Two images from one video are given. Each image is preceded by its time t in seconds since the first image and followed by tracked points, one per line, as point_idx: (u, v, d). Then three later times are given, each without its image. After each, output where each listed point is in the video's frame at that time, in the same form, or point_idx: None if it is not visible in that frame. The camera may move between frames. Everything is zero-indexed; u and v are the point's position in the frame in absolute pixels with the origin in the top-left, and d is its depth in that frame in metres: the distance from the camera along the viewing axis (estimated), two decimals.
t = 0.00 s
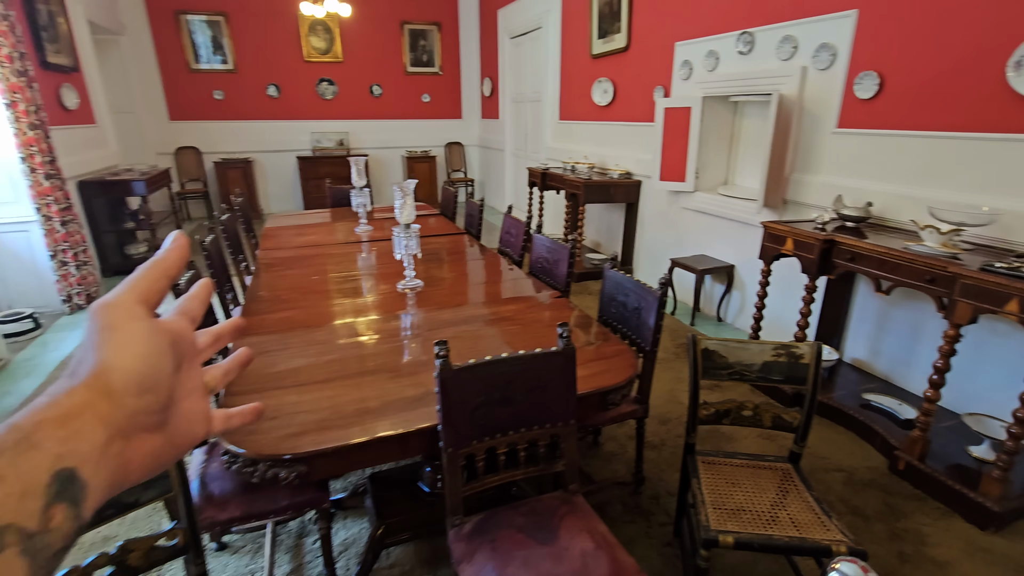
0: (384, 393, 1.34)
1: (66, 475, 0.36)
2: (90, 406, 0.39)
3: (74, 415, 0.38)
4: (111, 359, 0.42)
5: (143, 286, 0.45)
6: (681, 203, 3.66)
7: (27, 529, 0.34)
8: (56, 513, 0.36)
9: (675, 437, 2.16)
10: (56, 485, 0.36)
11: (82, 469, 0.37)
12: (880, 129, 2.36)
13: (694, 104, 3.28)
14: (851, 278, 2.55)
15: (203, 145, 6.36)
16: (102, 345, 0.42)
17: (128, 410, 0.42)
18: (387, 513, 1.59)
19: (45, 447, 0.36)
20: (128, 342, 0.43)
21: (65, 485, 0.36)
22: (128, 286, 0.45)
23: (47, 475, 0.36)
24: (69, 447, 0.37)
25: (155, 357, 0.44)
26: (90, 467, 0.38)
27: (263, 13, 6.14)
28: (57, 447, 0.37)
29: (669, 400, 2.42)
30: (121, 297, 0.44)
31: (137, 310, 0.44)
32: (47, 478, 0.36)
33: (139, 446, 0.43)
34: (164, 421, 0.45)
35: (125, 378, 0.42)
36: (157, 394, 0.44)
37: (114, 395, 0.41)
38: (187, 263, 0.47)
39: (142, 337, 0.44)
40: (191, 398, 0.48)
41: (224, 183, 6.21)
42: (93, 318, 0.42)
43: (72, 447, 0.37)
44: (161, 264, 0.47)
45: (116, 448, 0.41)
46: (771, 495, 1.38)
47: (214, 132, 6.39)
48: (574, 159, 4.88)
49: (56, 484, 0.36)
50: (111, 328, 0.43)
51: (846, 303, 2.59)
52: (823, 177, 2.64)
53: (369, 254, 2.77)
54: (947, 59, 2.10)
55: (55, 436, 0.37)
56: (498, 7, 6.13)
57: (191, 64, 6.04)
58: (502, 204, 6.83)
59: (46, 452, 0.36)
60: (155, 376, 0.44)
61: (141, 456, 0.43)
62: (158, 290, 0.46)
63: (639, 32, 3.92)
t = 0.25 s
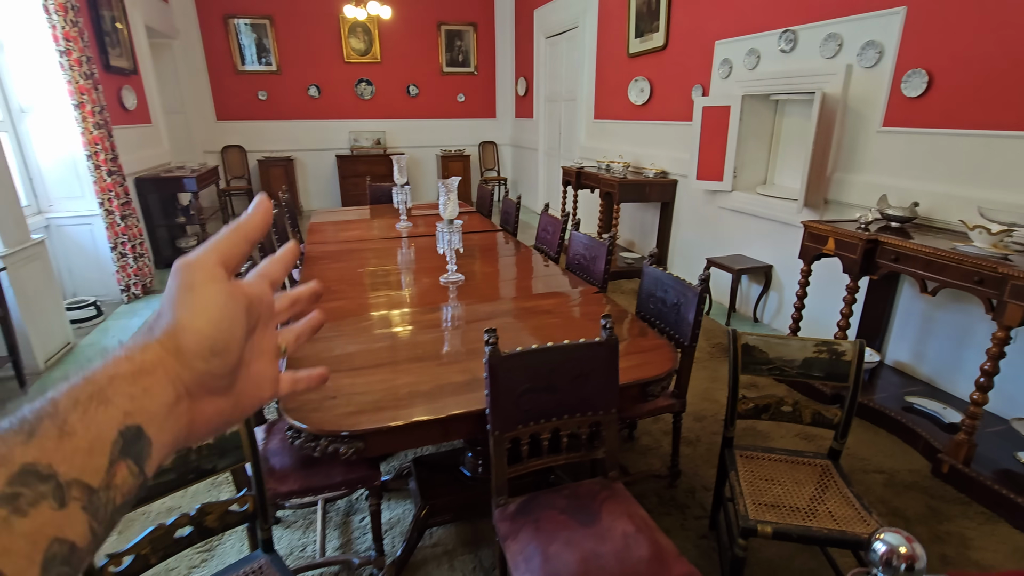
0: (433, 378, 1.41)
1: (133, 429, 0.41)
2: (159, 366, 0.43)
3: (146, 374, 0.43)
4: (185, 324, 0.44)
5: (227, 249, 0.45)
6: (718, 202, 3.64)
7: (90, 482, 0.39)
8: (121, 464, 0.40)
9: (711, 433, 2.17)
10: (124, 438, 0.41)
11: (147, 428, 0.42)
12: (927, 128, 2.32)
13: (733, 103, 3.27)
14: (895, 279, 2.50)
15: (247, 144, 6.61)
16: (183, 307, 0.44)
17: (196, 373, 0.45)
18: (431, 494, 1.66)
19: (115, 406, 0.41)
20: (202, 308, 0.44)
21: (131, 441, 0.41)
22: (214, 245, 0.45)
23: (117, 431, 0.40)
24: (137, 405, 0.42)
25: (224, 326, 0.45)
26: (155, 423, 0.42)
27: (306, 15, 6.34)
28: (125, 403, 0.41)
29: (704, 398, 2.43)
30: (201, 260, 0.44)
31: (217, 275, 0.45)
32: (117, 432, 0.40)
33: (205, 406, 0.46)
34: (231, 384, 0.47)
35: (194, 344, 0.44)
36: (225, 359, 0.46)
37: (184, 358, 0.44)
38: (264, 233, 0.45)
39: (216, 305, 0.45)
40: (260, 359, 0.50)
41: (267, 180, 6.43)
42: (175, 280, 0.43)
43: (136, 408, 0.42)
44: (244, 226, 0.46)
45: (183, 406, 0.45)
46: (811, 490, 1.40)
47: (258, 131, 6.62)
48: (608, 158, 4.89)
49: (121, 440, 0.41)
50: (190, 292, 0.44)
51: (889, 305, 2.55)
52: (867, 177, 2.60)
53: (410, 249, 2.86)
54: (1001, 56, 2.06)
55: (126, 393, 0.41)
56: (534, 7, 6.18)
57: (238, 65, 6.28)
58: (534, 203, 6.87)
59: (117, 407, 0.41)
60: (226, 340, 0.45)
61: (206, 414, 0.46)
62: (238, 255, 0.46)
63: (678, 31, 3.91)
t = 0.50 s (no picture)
0: (466, 363, 1.47)
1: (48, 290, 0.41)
2: (60, 221, 0.43)
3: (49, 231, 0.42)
4: (78, 169, 0.43)
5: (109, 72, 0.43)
6: (744, 201, 3.64)
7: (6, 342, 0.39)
8: (43, 320, 0.40)
9: (734, 428, 2.19)
10: (38, 301, 0.40)
11: (60, 292, 0.41)
12: (960, 126, 2.30)
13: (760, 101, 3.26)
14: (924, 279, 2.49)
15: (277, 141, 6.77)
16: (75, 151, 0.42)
17: (107, 223, 0.45)
18: (460, 476, 1.72)
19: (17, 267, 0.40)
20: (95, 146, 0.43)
21: (44, 308, 0.40)
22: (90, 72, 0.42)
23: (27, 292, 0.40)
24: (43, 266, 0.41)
25: (132, 162, 0.45)
26: (75, 282, 0.42)
27: (335, 15, 6.47)
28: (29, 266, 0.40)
29: (728, 394, 2.45)
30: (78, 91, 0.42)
31: (102, 101, 0.43)
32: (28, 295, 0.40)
33: (137, 262, 0.46)
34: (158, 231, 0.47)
35: (94, 193, 0.44)
36: (138, 203, 0.46)
37: (86, 208, 0.44)
38: (143, 51, 0.42)
39: (113, 142, 0.44)
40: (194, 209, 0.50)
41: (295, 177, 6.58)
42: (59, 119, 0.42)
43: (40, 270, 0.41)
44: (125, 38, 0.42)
45: (114, 264, 0.45)
46: (835, 480, 1.42)
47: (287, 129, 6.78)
48: (632, 157, 4.91)
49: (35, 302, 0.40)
50: (78, 130, 0.42)
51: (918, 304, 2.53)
52: (897, 175, 2.59)
53: (438, 243, 2.93)
54: None
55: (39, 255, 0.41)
56: (560, 6, 6.21)
57: (269, 64, 6.44)
58: (557, 201, 6.91)
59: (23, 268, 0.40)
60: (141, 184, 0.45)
61: (146, 270, 0.47)
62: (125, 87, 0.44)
63: (705, 29, 3.91)
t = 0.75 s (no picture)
0: (477, 353, 1.52)
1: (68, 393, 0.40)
2: (91, 331, 0.42)
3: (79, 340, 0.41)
4: (103, 284, 0.41)
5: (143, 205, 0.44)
6: (752, 201, 3.66)
7: (29, 449, 0.38)
8: (75, 412, 0.40)
9: (738, 424, 2.21)
10: (70, 397, 0.40)
11: (88, 389, 0.40)
12: (968, 127, 2.32)
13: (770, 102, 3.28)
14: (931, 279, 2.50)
15: (290, 139, 6.86)
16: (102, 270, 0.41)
17: (129, 328, 0.43)
18: (469, 465, 1.77)
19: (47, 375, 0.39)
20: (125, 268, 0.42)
21: (74, 403, 0.40)
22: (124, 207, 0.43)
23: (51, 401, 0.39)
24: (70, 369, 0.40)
25: (147, 281, 0.43)
26: (98, 383, 0.41)
27: (349, 16, 6.55)
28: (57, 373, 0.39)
29: (733, 391, 2.47)
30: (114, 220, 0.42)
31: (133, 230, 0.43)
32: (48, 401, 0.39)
33: (150, 361, 0.44)
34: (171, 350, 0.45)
35: (120, 301, 0.42)
36: (160, 312, 0.44)
37: (113, 316, 0.42)
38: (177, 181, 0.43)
39: (135, 266, 0.43)
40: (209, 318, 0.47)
41: (307, 175, 6.66)
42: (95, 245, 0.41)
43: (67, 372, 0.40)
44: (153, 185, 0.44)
45: (136, 363, 0.43)
46: (836, 472, 1.45)
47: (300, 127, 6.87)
48: (641, 157, 4.94)
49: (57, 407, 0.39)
50: (110, 253, 0.42)
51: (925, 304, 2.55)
52: (905, 176, 2.61)
53: (449, 240, 2.98)
54: None
55: (66, 358, 0.40)
56: (570, 7, 6.25)
57: (283, 64, 6.53)
58: (566, 200, 6.94)
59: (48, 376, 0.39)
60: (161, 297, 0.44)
61: (159, 376, 0.45)
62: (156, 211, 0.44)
63: (715, 31, 3.93)
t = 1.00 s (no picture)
0: (480, 346, 1.57)
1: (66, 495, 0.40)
2: (92, 433, 0.43)
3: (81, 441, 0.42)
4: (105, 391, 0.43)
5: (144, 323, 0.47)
6: (752, 202, 3.70)
7: (28, 553, 0.38)
8: (72, 514, 0.40)
9: (734, 420, 2.26)
10: (69, 498, 0.40)
11: (90, 489, 0.41)
12: (963, 130, 2.36)
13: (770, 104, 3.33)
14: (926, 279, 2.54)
15: (295, 138, 6.92)
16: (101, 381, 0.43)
17: (128, 431, 0.44)
18: (471, 456, 1.82)
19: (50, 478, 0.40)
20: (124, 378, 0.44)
21: (74, 503, 0.40)
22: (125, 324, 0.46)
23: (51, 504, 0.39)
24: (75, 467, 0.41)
25: (148, 388, 0.45)
26: (98, 483, 0.42)
27: (355, 16, 6.62)
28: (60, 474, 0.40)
29: (730, 388, 2.52)
30: (116, 334, 0.45)
31: (133, 344, 0.46)
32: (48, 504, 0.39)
33: (143, 461, 0.45)
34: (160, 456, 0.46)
35: (124, 404, 0.44)
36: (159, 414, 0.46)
37: (116, 419, 0.44)
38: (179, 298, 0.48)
39: (134, 376, 0.45)
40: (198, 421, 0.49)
41: (313, 173, 6.72)
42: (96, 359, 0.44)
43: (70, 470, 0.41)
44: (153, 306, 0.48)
45: (133, 463, 0.44)
46: (826, 464, 1.50)
47: (306, 126, 6.93)
48: (643, 158, 4.98)
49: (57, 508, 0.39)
50: (112, 363, 0.45)
51: (920, 304, 2.59)
52: (902, 178, 2.65)
53: (452, 238, 3.03)
54: None
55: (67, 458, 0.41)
56: (574, 8, 6.29)
57: (289, 63, 6.59)
58: (568, 200, 6.99)
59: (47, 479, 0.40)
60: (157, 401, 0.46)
61: (148, 478, 0.45)
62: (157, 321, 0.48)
63: (717, 33, 3.98)
